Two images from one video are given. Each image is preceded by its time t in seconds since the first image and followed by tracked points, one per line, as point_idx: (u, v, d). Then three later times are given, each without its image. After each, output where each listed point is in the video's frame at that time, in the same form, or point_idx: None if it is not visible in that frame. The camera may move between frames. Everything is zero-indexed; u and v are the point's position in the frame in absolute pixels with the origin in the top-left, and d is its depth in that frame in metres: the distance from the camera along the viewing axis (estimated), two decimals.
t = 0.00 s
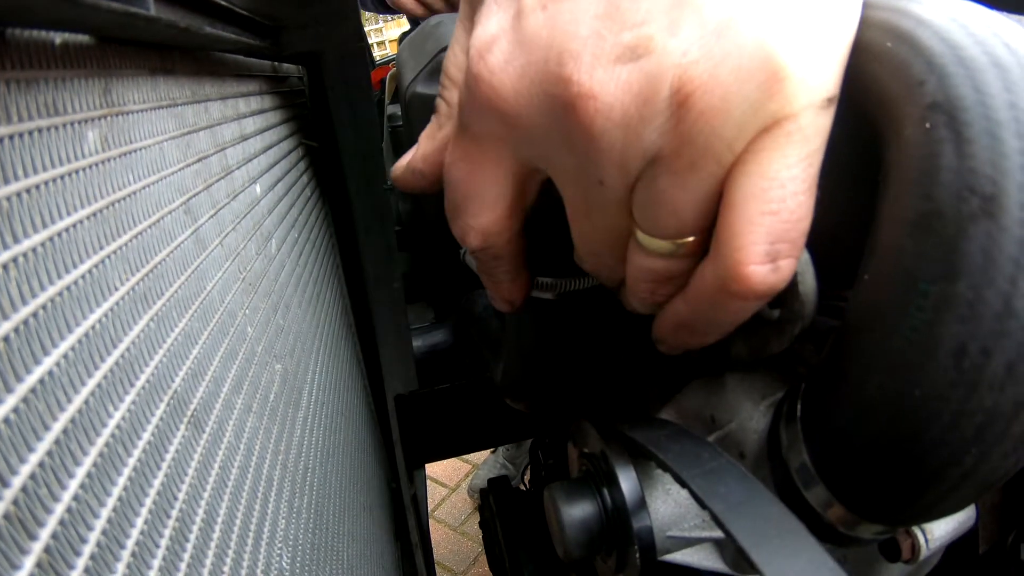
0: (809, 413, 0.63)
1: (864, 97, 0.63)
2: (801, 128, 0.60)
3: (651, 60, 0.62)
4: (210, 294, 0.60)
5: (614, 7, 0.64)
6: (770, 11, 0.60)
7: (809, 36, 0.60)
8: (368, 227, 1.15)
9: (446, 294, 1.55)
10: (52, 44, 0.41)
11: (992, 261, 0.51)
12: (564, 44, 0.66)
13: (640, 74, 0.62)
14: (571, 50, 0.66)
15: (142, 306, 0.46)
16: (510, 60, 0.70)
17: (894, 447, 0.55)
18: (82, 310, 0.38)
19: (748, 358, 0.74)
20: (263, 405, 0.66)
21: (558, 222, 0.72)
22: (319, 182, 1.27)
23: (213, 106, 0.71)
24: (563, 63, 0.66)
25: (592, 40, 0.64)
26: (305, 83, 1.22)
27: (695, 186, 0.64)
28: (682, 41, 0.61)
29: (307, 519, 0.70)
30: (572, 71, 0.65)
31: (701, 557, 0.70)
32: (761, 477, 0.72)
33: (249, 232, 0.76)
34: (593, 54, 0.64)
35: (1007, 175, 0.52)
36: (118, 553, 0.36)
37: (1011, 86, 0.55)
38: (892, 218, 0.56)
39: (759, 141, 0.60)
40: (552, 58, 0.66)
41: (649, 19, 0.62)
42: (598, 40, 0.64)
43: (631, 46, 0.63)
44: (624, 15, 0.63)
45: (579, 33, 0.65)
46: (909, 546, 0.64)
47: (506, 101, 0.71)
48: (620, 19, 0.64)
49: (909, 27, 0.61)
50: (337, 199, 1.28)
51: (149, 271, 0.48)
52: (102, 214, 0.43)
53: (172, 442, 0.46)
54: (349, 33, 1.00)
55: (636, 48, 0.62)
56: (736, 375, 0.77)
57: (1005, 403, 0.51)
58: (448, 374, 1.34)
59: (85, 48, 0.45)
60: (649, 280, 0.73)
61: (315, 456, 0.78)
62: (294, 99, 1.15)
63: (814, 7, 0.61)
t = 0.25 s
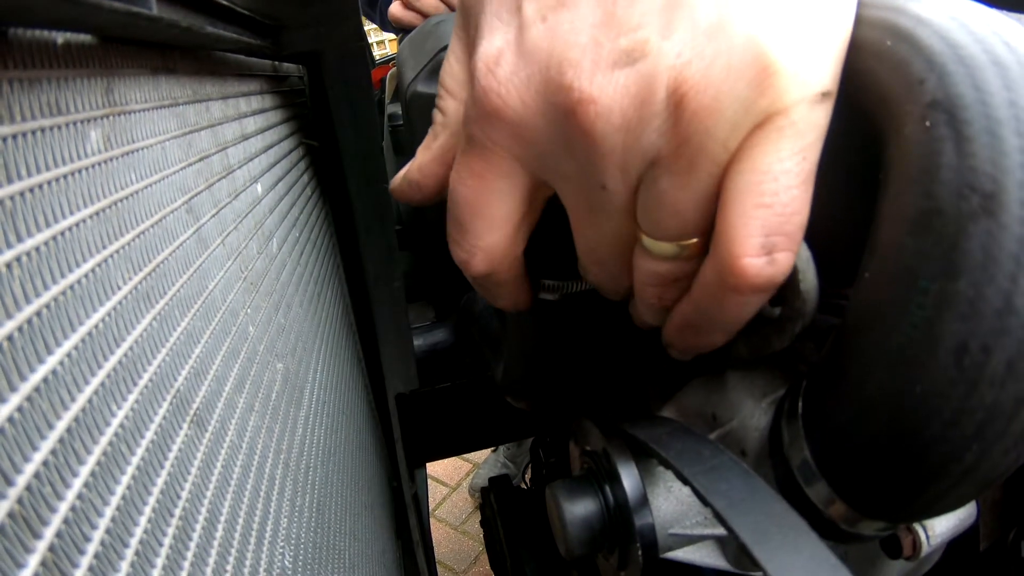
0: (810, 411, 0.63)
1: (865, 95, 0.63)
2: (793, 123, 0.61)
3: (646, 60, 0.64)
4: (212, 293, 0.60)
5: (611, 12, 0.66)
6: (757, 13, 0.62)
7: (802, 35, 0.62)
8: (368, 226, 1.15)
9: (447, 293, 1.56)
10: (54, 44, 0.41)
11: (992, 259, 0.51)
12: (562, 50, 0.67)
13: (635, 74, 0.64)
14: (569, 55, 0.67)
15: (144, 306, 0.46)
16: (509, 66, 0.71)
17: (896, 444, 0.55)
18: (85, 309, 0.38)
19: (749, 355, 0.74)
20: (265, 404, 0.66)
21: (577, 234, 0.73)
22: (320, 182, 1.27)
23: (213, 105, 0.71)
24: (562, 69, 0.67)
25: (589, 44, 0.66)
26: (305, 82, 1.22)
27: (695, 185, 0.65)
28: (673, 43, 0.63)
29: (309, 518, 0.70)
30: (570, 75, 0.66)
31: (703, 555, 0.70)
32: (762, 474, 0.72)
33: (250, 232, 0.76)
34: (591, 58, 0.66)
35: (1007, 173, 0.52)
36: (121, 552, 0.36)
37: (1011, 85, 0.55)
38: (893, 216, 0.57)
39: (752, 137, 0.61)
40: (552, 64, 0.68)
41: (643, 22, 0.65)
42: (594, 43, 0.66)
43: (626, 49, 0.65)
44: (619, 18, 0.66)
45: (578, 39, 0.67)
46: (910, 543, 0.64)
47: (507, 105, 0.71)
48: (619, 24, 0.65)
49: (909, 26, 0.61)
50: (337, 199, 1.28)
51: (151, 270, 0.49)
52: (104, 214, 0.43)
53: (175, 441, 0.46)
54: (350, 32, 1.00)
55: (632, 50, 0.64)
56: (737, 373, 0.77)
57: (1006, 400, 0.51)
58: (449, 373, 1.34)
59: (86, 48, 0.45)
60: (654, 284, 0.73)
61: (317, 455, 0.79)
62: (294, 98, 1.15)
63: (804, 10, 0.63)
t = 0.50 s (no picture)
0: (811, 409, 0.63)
1: (865, 93, 0.63)
2: (791, 118, 0.60)
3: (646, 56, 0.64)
4: (213, 293, 0.60)
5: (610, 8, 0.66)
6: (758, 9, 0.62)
7: (802, 33, 0.62)
8: (368, 225, 1.15)
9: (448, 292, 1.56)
10: (54, 44, 0.41)
11: (993, 256, 0.50)
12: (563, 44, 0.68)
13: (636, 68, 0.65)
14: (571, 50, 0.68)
15: (145, 305, 0.46)
16: (513, 60, 0.72)
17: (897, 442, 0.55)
18: (86, 309, 0.38)
19: (751, 353, 0.73)
20: (266, 403, 0.66)
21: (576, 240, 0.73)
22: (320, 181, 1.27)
23: (214, 105, 0.71)
24: (565, 64, 0.68)
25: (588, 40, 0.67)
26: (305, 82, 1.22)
27: (696, 181, 0.65)
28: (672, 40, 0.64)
29: (310, 517, 0.70)
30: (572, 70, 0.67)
31: (705, 552, 0.71)
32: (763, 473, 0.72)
33: (251, 232, 0.76)
34: (591, 52, 0.67)
35: (1008, 170, 0.52)
36: (123, 551, 0.37)
37: (1011, 82, 0.55)
38: (893, 214, 0.57)
39: (751, 132, 0.61)
40: (554, 59, 0.69)
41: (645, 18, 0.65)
42: (595, 39, 0.67)
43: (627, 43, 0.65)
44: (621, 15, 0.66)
45: (577, 33, 0.68)
46: (912, 540, 0.64)
47: (510, 100, 0.72)
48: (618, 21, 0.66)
49: (909, 24, 0.61)
50: (338, 198, 1.28)
51: (152, 270, 0.49)
52: (105, 213, 0.43)
53: (176, 441, 0.46)
54: (349, 32, 1.00)
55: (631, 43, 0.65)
56: (739, 371, 0.77)
57: (1007, 397, 0.51)
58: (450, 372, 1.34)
59: (86, 48, 0.45)
60: (655, 284, 0.73)
61: (318, 454, 0.79)
62: (294, 97, 1.14)
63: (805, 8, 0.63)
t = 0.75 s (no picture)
0: (812, 407, 0.63)
1: (866, 91, 0.63)
2: (790, 119, 0.60)
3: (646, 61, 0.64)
4: (214, 292, 0.60)
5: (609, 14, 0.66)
6: (757, 14, 0.62)
7: (802, 37, 0.62)
8: (369, 226, 1.15)
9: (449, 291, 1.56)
10: (54, 45, 0.41)
11: (994, 254, 0.50)
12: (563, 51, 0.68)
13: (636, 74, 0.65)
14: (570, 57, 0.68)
15: (146, 305, 0.46)
16: (513, 68, 0.73)
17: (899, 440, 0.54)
18: (87, 309, 0.38)
19: (751, 351, 0.73)
20: (267, 403, 0.67)
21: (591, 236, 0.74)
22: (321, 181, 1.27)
23: (214, 105, 0.71)
24: (565, 71, 0.68)
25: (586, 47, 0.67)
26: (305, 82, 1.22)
27: (696, 184, 0.65)
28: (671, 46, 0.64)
29: (312, 516, 0.70)
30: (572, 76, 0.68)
31: (705, 551, 0.71)
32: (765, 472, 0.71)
33: (252, 231, 0.76)
34: (591, 59, 0.67)
35: (1008, 168, 0.52)
36: (124, 551, 0.37)
37: (1011, 80, 0.55)
38: (894, 212, 0.57)
39: (750, 134, 0.61)
40: (553, 66, 0.69)
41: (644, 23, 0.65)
42: (594, 47, 0.67)
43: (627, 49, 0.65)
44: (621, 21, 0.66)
45: (577, 41, 0.68)
46: (913, 539, 0.64)
47: (511, 108, 0.72)
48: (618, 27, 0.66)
49: (909, 22, 0.61)
50: (339, 198, 1.28)
51: (153, 270, 0.49)
52: (105, 213, 0.43)
53: (177, 441, 0.46)
54: (349, 31, 1.00)
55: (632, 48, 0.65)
56: (739, 370, 0.77)
57: (1009, 395, 0.51)
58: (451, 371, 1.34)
59: (86, 48, 0.45)
60: (656, 283, 0.73)
61: (319, 453, 0.79)
62: (295, 97, 1.14)
63: (803, 11, 0.63)
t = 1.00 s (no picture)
0: (812, 405, 0.63)
1: (868, 88, 0.63)
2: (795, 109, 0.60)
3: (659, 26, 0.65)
4: (215, 292, 0.60)
5: None
6: None
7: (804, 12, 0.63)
8: (370, 224, 1.15)
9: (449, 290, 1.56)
10: (54, 45, 0.41)
11: (995, 252, 0.51)
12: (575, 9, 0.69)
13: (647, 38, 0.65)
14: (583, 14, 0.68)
15: (146, 305, 0.46)
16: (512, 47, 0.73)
17: (901, 437, 0.55)
18: (87, 309, 0.38)
19: (752, 349, 0.73)
20: (268, 402, 0.67)
21: (561, 220, 0.54)
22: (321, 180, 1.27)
23: (214, 104, 0.71)
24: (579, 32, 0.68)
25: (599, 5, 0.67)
26: (305, 80, 1.22)
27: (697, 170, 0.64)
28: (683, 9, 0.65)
29: (313, 515, 0.70)
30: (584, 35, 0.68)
31: (707, 549, 0.71)
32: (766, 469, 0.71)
33: (252, 231, 0.76)
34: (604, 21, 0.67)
35: (1009, 166, 0.52)
36: (126, 551, 0.37)
37: (1011, 78, 0.55)
38: (895, 210, 0.56)
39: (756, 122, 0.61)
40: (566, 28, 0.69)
41: None
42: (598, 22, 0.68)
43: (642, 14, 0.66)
44: None
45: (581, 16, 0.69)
46: (914, 536, 0.64)
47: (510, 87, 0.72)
48: None
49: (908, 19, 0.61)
50: (339, 197, 1.28)
51: (154, 270, 0.49)
52: (106, 213, 0.43)
53: (178, 441, 0.46)
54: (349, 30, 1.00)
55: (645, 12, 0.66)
56: (741, 368, 0.77)
57: (1008, 393, 0.52)
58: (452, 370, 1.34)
59: (86, 48, 0.45)
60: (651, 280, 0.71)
61: (321, 453, 0.79)
62: (295, 96, 1.14)
63: None
